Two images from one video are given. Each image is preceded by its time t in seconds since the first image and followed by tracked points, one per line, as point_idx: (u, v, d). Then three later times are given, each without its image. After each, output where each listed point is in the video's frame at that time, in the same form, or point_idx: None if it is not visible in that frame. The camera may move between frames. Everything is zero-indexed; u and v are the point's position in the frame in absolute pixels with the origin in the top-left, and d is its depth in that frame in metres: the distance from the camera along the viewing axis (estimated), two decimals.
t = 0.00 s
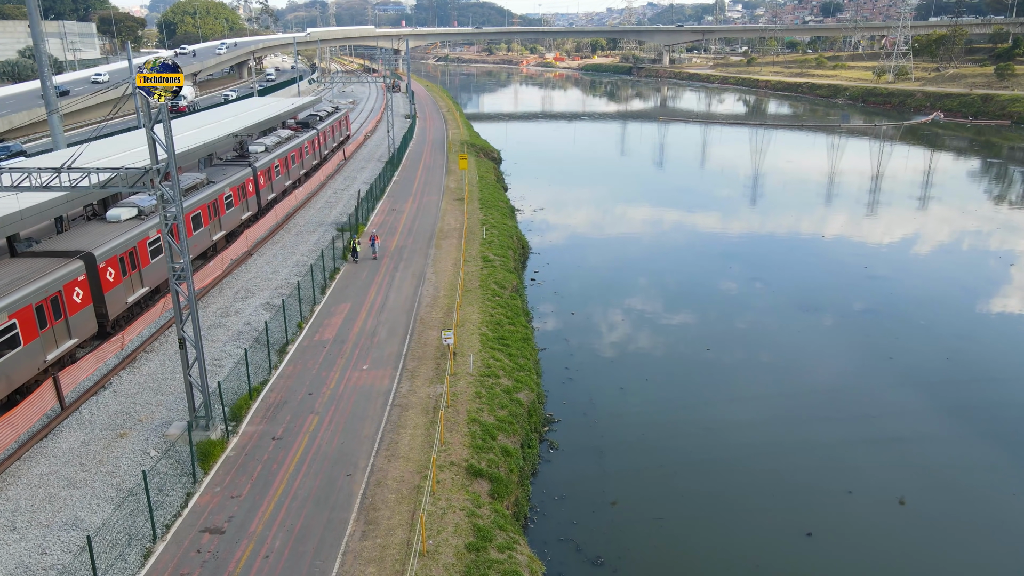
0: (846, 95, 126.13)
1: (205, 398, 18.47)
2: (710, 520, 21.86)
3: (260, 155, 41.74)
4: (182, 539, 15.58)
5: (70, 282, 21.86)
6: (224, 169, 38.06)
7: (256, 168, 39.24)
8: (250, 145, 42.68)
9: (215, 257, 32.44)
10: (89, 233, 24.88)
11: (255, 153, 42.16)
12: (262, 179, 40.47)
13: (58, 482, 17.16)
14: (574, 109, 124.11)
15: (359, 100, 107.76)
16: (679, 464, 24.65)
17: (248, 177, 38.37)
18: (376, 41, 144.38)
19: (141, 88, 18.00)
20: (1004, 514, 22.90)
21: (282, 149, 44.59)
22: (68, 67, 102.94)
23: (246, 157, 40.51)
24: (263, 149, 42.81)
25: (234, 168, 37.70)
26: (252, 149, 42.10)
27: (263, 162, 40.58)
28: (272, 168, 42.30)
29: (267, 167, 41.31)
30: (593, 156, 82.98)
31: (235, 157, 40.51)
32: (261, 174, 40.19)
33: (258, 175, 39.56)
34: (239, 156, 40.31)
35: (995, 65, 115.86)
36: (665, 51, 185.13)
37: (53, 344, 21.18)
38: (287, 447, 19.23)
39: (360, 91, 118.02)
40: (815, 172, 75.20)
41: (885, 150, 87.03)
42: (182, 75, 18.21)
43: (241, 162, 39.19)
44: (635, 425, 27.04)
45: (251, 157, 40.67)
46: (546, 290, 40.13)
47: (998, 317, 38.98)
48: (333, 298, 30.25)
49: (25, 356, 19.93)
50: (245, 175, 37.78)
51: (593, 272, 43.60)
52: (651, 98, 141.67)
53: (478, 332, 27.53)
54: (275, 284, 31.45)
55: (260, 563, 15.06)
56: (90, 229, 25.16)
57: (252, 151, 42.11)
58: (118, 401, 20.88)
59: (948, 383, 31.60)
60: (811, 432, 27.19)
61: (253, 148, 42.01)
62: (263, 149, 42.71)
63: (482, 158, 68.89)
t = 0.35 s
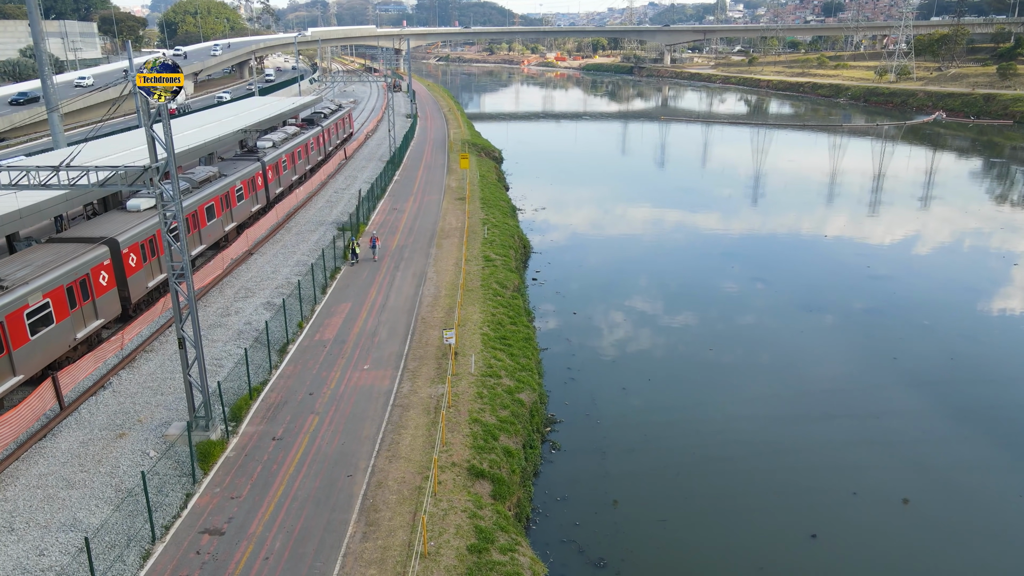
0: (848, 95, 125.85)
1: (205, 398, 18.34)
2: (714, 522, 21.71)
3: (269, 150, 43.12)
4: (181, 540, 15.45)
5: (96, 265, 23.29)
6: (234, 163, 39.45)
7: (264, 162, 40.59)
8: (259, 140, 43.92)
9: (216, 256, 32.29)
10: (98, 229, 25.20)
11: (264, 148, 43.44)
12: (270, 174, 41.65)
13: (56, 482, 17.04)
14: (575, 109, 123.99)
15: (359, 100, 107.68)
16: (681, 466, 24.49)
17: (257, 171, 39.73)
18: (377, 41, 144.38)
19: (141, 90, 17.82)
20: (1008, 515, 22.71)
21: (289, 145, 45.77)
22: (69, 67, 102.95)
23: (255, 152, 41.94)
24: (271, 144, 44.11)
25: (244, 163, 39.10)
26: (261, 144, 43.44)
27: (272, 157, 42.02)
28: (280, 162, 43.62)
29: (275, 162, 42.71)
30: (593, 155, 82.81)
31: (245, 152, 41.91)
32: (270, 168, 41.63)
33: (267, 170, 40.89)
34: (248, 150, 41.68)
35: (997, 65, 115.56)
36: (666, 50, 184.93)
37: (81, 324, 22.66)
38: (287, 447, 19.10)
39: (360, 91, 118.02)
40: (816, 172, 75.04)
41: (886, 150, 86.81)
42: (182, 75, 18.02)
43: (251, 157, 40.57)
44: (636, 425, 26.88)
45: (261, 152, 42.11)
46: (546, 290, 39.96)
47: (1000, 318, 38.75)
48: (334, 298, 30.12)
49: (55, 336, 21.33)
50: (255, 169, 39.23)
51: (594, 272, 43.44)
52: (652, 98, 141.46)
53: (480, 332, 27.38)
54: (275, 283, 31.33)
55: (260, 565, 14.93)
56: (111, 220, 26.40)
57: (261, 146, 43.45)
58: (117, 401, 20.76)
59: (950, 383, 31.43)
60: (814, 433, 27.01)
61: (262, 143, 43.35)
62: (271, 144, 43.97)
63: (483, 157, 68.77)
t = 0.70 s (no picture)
0: (852, 95, 125.44)
1: (206, 397, 18.23)
2: (718, 522, 21.55)
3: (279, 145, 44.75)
4: (182, 540, 15.35)
5: (123, 249, 24.69)
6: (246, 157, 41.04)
7: (275, 157, 42.16)
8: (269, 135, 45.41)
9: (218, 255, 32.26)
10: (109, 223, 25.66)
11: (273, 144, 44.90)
12: (280, 168, 43.18)
13: (57, 481, 16.95)
14: (578, 109, 123.80)
15: (362, 99, 107.69)
16: (685, 466, 24.32)
17: (268, 165, 41.32)
18: (380, 40, 144.38)
19: (142, 89, 17.73)
20: (1014, 516, 22.49)
21: (297, 140, 47.12)
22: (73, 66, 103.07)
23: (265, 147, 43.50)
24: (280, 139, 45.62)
25: (255, 157, 40.69)
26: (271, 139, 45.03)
27: (282, 151, 43.68)
28: (289, 157, 45.15)
29: (285, 157, 44.36)
30: (596, 155, 82.62)
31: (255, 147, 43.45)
32: (280, 162, 43.27)
33: (277, 164, 42.39)
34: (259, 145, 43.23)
35: (1002, 65, 115.11)
36: (669, 50, 184.65)
37: (109, 305, 24.07)
38: (289, 446, 19.01)
39: (363, 91, 118.12)
40: (820, 172, 74.80)
41: (890, 150, 86.46)
42: (182, 75, 17.89)
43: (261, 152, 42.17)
44: (638, 425, 26.72)
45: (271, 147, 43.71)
46: (548, 290, 39.81)
47: (1005, 318, 38.48)
48: (336, 297, 30.04)
49: (87, 314, 22.73)
50: (265, 163, 40.83)
51: (596, 272, 43.27)
52: (655, 97, 141.23)
53: (483, 332, 27.25)
54: (277, 282, 31.23)
55: (262, 564, 14.82)
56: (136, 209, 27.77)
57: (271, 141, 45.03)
58: (118, 400, 20.64)
59: (955, 384, 31.19)
60: (818, 434, 26.81)
61: (272, 138, 44.90)
62: (280, 140, 45.42)
63: (486, 156, 68.68)
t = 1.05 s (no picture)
0: (853, 94, 125.21)
1: (206, 397, 18.12)
2: (720, 524, 21.41)
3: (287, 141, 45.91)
4: (181, 542, 15.24)
5: (144, 237, 25.81)
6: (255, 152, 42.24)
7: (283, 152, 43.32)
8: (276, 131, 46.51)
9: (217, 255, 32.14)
10: (117, 220, 26.07)
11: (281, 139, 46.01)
12: (287, 163, 44.33)
13: (56, 482, 16.86)
14: (580, 109, 123.65)
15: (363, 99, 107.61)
16: (686, 467, 24.19)
17: (277, 160, 42.53)
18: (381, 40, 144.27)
19: (141, 89, 17.60)
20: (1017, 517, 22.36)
21: (303, 137, 48.22)
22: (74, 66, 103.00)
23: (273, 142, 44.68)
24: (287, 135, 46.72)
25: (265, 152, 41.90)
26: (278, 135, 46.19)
27: (290, 147, 44.88)
28: (296, 153, 46.27)
29: (292, 152, 45.52)
30: (597, 155, 82.50)
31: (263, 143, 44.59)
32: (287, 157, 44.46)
33: (285, 159, 43.53)
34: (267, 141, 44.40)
35: (1004, 64, 114.83)
36: (670, 50, 184.44)
37: (132, 289, 25.24)
38: (289, 448, 18.89)
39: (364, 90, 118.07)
40: (821, 172, 74.66)
41: (892, 149, 86.24)
42: (182, 75, 17.80)
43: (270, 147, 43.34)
44: (640, 426, 26.58)
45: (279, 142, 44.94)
46: (549, 290, 39.71)
47: (1007, 318, 38.34)
48: (337, 297, 29.95)
49: (113, 296, 23.93)
50: (274, 157, 42.03)
51: (597, 271, 43.16)
52: (656, 97, 141.03)
53: (484, 332, 27.14)
54: (278, 282, 31.14)
55: (261, 566, 14.72)
56: (149, 203, 28.75)
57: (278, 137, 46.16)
58: (117, 400, 20.56)
59: (958, 384, 31.04)
60: (820, 434, 26.67)
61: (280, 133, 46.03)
62: (288, 136, 46.50)
63: (487, 156, 68.65)
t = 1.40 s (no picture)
0: (854, 94, 125.01)
1: (203, 399, 18.00)
2: (721, 525, 21.30)
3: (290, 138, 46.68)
4: (177, 545, 15.10)
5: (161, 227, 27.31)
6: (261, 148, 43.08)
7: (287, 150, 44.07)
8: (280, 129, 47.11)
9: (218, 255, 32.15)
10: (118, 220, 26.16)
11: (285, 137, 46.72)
12: (291, 160, 45.09)
13: (52, 485, 16.74)
14: (580, 109, 123.47)
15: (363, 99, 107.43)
16: (686, 469, 24.06)
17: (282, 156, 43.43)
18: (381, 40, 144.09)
19: (141, 89, 17.48)
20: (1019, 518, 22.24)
21: (307, 134, 48.86)
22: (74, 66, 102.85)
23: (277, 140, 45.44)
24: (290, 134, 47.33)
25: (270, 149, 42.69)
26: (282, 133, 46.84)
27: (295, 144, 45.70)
28: (299, 151, 46.96)
29: (296, 149, 46.32)
30: (597, 155, 82.38)
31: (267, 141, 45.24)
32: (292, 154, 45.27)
33: (288, 157, 44.25)
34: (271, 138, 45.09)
35: (1005, 64, 114.61)
36: (671, 50, 184.23)
37: (150, 275, 26.56)
38: (286, 450, 18.76)
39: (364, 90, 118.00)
40: (821, 172, 74.55)
41: (892, 149, 86.11)
42: (182, 74, 17.74)
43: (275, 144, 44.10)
44: (639, 428, 26.46)
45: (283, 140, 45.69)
46: (549, 290, 39.63)
47: (1008, 318, 38.24)
48: (336, 297, 29.86)
49: (133, 281, 25.18)
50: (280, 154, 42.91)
51: (596, 271, 43.08)
52: (657, 97, 140.74)
53: (483, 333, 27.03)
54: (277, 282, 31.05)
55: (257, 570, 14.60)
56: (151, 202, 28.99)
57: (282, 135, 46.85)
58: (114, 402, 20.46)
59: (959, 385, 30.92)
60: (821, 435, 26.56)
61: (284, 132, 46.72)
62: (291, 134, 47.14)
63: (487, 156, 68.63)
